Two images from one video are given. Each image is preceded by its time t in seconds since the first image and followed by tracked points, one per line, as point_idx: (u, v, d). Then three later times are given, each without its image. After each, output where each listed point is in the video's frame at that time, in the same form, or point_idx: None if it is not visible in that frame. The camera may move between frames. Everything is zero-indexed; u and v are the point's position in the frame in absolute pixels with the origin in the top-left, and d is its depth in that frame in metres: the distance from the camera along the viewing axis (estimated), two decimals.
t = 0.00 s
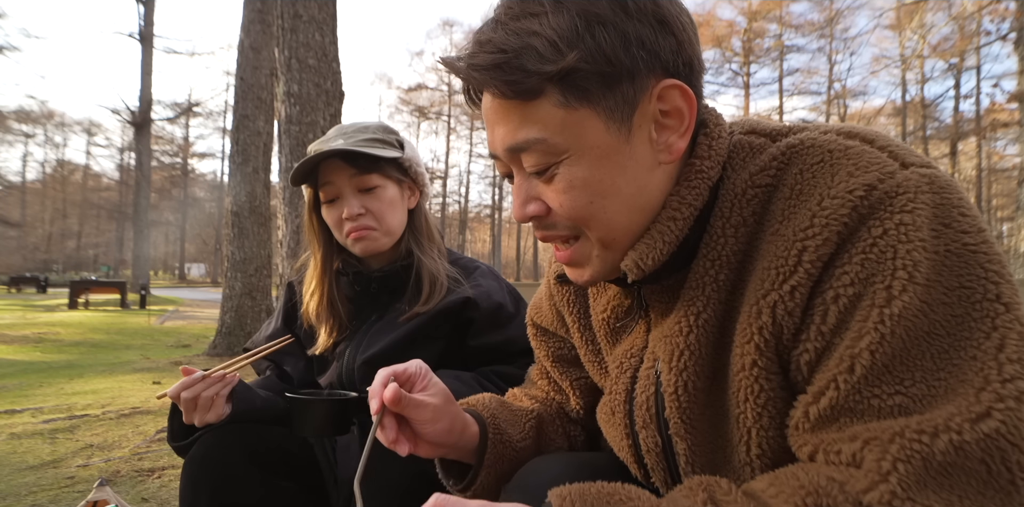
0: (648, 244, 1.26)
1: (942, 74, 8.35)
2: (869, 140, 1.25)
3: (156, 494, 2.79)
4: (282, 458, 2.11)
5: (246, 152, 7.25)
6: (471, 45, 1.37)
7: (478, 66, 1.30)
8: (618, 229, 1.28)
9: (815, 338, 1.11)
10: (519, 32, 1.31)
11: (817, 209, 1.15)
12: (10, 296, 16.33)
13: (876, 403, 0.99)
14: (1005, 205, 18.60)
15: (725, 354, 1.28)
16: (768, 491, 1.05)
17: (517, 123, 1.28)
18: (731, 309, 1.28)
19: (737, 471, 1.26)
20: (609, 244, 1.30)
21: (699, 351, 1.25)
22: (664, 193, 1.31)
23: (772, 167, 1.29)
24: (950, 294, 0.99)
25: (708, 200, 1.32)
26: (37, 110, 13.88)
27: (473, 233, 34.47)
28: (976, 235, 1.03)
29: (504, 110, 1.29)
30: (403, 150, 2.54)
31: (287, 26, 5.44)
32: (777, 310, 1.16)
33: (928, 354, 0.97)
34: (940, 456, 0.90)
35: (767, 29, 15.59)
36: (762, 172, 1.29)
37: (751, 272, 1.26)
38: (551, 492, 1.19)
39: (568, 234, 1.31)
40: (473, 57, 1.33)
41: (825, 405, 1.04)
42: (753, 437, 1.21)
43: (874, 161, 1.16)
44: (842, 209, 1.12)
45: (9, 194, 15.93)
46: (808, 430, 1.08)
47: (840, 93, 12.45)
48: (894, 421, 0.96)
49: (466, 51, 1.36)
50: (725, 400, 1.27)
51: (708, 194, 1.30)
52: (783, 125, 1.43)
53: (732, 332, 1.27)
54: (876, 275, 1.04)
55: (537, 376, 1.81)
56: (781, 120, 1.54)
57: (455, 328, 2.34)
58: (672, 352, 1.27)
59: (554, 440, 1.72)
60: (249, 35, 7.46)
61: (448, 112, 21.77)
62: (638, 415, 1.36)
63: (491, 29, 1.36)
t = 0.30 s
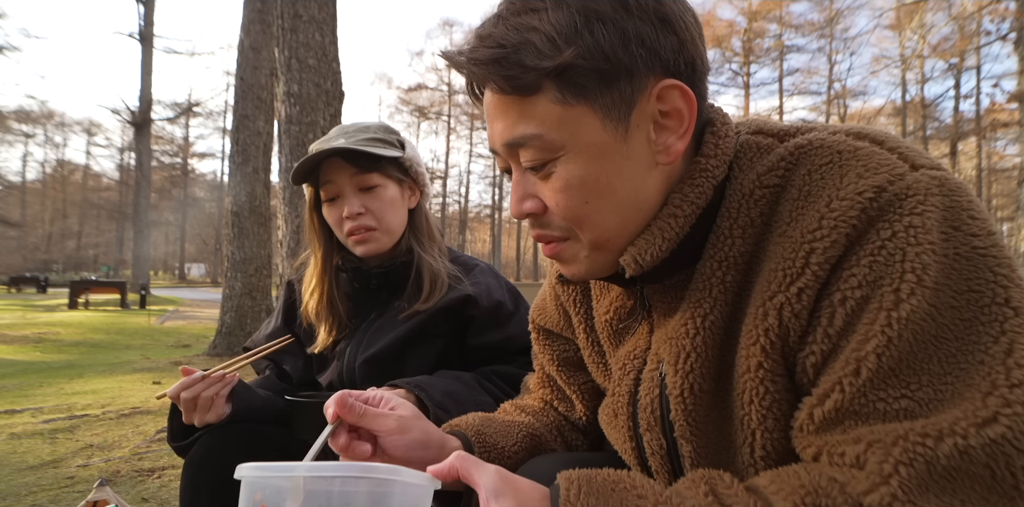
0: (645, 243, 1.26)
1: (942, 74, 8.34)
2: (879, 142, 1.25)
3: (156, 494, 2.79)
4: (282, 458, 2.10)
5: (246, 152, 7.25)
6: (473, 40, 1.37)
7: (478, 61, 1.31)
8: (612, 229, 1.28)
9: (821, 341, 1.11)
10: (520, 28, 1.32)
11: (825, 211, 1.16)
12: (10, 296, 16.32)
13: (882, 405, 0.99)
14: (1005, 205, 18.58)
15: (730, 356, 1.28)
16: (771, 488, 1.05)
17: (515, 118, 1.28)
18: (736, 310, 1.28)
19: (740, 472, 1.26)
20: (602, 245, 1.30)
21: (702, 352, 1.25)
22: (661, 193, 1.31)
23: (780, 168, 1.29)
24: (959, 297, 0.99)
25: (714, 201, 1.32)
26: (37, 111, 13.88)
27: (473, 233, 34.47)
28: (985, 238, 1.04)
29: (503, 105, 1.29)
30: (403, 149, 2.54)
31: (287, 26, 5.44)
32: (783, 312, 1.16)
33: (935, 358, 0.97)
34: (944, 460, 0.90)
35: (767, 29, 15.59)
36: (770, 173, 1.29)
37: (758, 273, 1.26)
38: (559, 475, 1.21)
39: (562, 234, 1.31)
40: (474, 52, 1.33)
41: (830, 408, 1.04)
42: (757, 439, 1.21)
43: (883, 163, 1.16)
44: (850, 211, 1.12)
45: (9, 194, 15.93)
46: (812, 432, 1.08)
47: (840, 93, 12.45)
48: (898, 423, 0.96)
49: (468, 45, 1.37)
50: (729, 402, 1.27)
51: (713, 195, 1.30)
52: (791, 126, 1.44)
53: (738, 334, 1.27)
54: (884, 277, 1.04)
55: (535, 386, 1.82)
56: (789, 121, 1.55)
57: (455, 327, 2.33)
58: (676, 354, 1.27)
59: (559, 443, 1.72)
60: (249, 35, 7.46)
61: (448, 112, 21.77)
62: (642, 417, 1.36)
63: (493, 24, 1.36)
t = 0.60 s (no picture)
0: (645, 242, 1.26)
1: (941, 74, 8.34)
2: (877, 142, 1.25)
3: (156, 494, 2.79)
4: (284, 459, 2.10)
5: (246, 152, 7.25)
6: (473, 39, 1.37)
7: (478, 60, 1.31)
8: (611, 230, 1.28)
9: (820, 340, 1.11)
10: (519, 28, 1.32)
11: (824, 211, 1.16)
12: (11, 296, 16.32)
13: (881, 405, 0.99)
14: (1005, 205, 18.57)
15: (730, 356, 1.28)
16: (768, 491, 1.05)
17: (514, 117, 1.28)
18: (735, 311, 1.28)
19: (740, 472, 1.26)
20: (602, 246, 1.30)
21: (701, 352, 1.25)
22: (661, 194, 1.31)
23: (779, 168, 1.29)
24: (957, 296, 1.00)
25: (713, 201, 1.32)
26: (37, 110, 13.88)
27: (473, 233, 34.49)
28: (983, 237, 1.04)
29: (502, 104, 1.29)
30: (404, 149, 2.54)
31: (287, 26, 5.44)
32: (782, 312, 1.16)
33: (933, 357, 0.97)
34: (943, 459, 0.90)
35: (767, 29, 15.59)
36: (769, 173, 1.29)
37: (756, 273, 1.26)
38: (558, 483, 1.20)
39: (561, 236, 1.31)
40: (473, 51, 1.33)
41: (828, 408, 1.04)
42: (757, 438, 1.21)
43: (881, 163, 1.16)
44: (848, 211, 1.12)
45: (9, 194, 15.92)
46: (812, 432, 1.08)
47: (839, 93, 12.45)
48: (897, 423, 0.97)
49: (468, 44, 1.37)
50: (729, 402, 1.28)
51: (712, 196, 1.30)
52: (790, 126, 1.44)
53: (737, 333, 1.27)
54: (882, 277, 1.04)
55: (536, 386, 1.83)
56: (788, 121, 1.55)
57: (455, 327, 2.33)
58: (676, 354, 1.27)
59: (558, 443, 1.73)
60: (249, 35, 7.46)
61: (448, 112, 21.78)
62: (642, 418, 1.36)
63: (492, 24, 1.36)
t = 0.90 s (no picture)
0: (646, 242, 1.26)
1: (941, 74, 8.33)
2: (876, 142, 1.26)
3: (156, 494, 2.80)
4: (285, 460, 2.10)
5: (246, 152, 7.25)
6: (472, 40, 1.37)
7: (477, 62, 1.31)
8: (613, 231, 1.28)
9: (819, 341, 1.11)
10: (519, 28, 1.32)
11: (823, 211, 1.16)
12: (10, 296, 16.31)
13: (880, 406, 0.99)
14: (1005, 205, 18.57)
15: (729, 356, 1.28)
16: (768, 492, 1.05)
17: (515, 118, 1.28)
18: (735, 311, 1.28)
19: (740, 472, 1.27)
20: (604, 246, 1.30)
21: (700, 352, 1.26)
22: (663, 194, 1.31)
23: (777, 169, 1.29)
24: (956, 297, 1.00)
25: (712, 202, 1.32)
26: (37, 111, 13.87)
27: (473, 233, 34.49)
28: (983, 237, 1.04)
29: (502, 106, 1.29)
30: (404, 149, 2.55)
31: (287, 26, 5.44)
32: (782, 312, 1.16)
33: (933, 358, 0.97)
34: (943, 460, 0.90)
35: (767, 29, 15.59)
36: (768, 173, 1.29)
37: (755, 274, 1.26)
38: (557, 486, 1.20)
39: (563, 237, 1.31)
40: (472, 52, 1.34)
41: (828, 408, 1.04)
42: (757, 439, 1.21)
43: (880, 163, 1.16)
44: (848, 212, 1.12)
45: (9, 194, 15.91)
46: (811, 432, 1.08)
47: (839, 93, 12.45)
48: (897, 424, 0.97)
49: (467, 46, 1.37)
50: (729, 402, 1.28)
51: (711, 196, 1.30)
52: (789, 126, 1.44)
53: (737, 334, 1.27)
54: (881, 278, 1.04)
55: (535, 387, 1.83)
56: (786, 121, 1.55)
57: (455, 327, 2.34)
58: (675, 355, 1.27)
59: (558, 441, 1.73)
60: (249, 35, 7.46)
61: (448, 112, 21.78)
62: (642, 419, 1.36)
63: (491, 25, 1.37)
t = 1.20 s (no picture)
0: (649, 241, 1.26)
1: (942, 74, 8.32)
2: (876, 142, 1.26)
3: (156, 494, 2.79)
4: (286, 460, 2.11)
5: (246, 152, 7.25)
6: (474, 39, 1.37)
7: (480, 61, 1.31)
8: (617, 230, 1.28)
9: (819, 341, 1.11)
10: (522, 27, 1.32)
11: (823, 211, 1.16)
12: (11, 296, 16.31)
13: (881, 406, 0.99)
14: (1005, 205, 18.57)
15: (729, 356, 1.28)
16: (769, 493, 1.05)
17: (519, 118, 1.27)
18: (735, 311, 1.28)
19: (739, 472, 1.27)
20: (607, 246, 1.30)
21: (700, 352, 1.26)
22: (666, 193, 1.31)
23: (778, 168, 1.29)
24: (956, 297, 1.00)
25: (712, 201, 1.32)
26: (37, 111, 13.87)
27: (473, 233, 34.49)
28: (983, 237, 1.04)
29: (506, 105, 1.29)
30: (404, 148, 2.55)
31: (287, 26, 5.44)
32: (782, 312, 1.16)
33: (933, 358, 0.97)
34: (943, 460, 0.90)
35: (767, 29, 15.60)
36: (768, 173, 1.29)
37: (755, 274, 1.26)
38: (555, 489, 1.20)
39: (566, 237, 1.31)
40: (475, 51, 1.33)
41: (828, 408, 1.04)
42: (756, 440, 1.21)
43: (881, 163, 1.16)
44: (848, 212, 1.12)
45: (9, 194, 15.92)
46: (812, 432, 1.08)
47: (839, 93, 12.44)
48: (898, 424, 0.97)
49: (469, 45, 1.37)
50: (729, 402, 1.28)
51: (712, 196, 1.30)
52: (789, 126, 1.44)
53: (737, 334, 1.27)
54: (881, 277, 1.04)
55: (534, 388, 1.83)
56: (787, 120, 1.55)
57: (455, 327, 2.34)
58: (675, 355, 1.27)
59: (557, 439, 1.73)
60: (249, 35, 7.46)
61: (448, 112, 21.77)
62: (642, 419, 1.36)
63: (494, 23, 1.36)
